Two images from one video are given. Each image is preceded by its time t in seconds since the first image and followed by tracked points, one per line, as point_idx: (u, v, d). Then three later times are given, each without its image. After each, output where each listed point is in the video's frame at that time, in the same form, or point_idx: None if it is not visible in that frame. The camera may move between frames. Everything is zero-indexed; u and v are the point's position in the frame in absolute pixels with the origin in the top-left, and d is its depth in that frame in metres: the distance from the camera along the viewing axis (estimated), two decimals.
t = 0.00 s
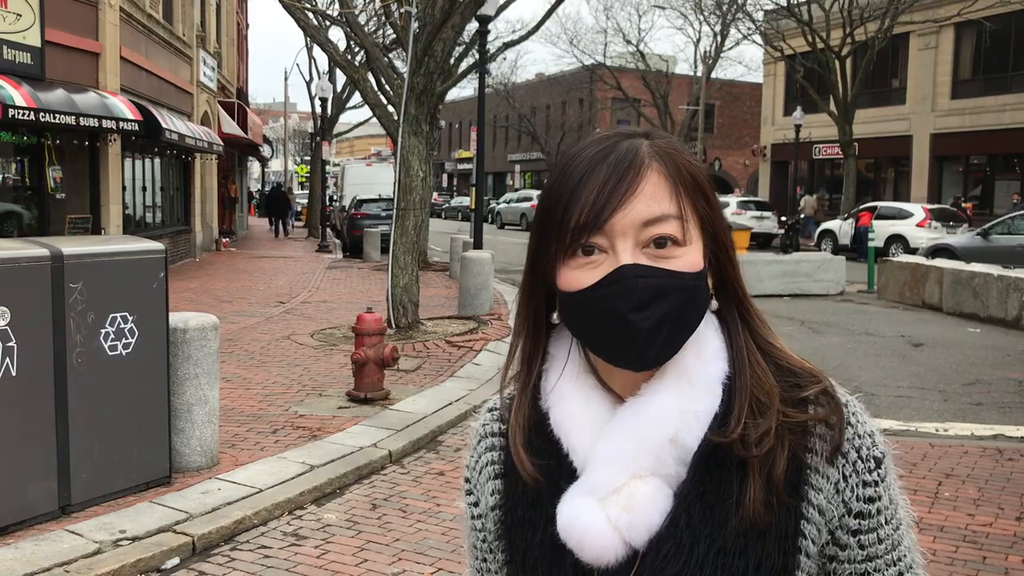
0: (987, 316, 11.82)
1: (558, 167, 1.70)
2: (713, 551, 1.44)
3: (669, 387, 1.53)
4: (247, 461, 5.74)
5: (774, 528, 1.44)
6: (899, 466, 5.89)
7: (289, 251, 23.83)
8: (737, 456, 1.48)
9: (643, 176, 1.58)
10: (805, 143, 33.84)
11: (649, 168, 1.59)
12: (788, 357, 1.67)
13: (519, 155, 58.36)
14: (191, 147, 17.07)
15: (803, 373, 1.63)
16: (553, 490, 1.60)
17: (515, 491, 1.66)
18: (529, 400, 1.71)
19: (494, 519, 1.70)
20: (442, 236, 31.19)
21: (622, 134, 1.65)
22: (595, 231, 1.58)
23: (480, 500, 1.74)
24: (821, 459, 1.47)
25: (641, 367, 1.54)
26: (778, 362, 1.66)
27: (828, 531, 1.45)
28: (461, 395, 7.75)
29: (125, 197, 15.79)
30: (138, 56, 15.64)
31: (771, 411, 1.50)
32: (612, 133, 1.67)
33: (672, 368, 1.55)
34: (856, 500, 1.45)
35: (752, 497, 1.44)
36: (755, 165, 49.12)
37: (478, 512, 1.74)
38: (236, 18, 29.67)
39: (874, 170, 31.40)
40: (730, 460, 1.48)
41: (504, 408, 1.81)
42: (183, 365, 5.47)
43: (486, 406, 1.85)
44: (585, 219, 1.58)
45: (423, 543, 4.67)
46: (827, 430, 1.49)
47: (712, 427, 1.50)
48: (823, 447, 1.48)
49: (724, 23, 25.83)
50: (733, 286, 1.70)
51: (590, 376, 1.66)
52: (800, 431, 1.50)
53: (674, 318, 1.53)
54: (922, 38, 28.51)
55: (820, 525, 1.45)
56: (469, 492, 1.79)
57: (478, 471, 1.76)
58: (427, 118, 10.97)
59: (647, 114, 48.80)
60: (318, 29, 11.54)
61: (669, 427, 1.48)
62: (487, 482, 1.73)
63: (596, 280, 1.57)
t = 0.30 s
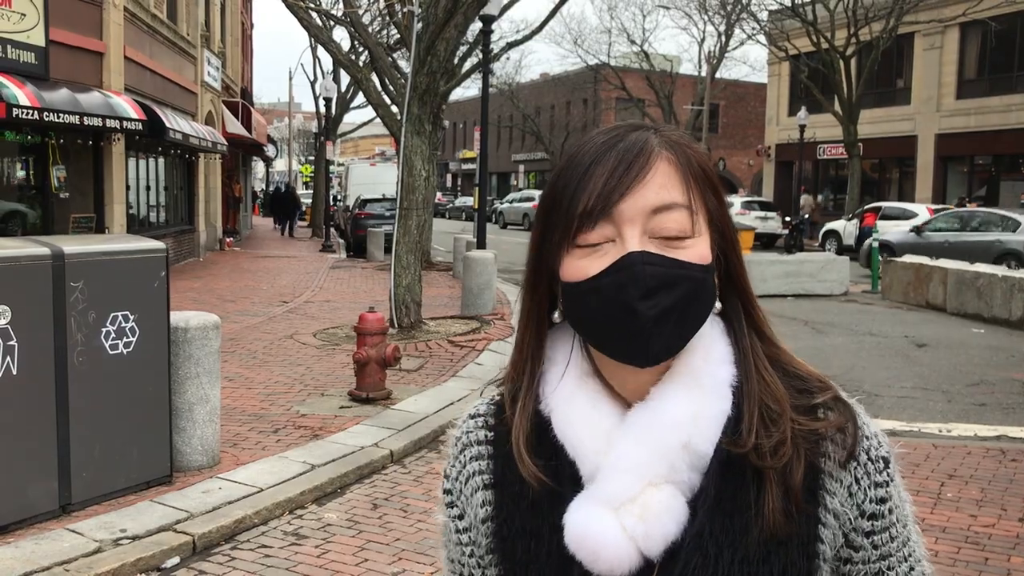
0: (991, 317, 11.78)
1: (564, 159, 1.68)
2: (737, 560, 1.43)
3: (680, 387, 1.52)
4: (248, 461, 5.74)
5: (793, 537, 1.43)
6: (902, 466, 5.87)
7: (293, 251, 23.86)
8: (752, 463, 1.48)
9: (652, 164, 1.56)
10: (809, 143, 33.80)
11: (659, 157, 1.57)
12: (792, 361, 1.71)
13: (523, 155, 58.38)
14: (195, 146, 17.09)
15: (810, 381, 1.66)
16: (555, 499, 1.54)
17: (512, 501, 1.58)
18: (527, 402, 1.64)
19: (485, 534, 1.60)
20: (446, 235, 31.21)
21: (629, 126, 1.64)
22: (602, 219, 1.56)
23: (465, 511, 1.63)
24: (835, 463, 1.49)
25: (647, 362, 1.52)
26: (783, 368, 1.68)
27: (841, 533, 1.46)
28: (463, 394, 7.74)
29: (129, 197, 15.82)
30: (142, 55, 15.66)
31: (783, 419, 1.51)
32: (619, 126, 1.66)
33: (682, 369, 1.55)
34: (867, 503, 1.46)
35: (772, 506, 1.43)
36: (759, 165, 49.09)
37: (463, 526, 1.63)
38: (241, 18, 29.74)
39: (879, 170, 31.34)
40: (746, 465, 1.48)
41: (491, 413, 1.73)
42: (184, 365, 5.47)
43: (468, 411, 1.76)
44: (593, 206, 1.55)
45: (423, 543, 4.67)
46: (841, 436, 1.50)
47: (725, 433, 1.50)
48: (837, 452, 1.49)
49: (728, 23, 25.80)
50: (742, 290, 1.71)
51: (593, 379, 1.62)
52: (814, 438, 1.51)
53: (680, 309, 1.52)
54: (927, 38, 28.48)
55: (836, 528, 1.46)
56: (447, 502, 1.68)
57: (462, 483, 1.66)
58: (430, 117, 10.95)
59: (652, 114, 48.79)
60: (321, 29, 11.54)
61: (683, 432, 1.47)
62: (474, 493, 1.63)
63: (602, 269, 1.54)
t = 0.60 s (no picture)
0: (991, 317, 11.79)
1: (562, 161, 1.68)
2: (751, 548, 1.44)
3: (685, 378, 1.54)
4: (247, 460, 5.74)
5: (803, 526, 1.46)
6: (901, 466, 5.88)
7: (293, 251, 23.87)
8: (759, 454, 1.50)
9: (653, 162, 1.58)
10: (809, 143, 33.83)
11: (659, 154, 1.59)
12: (791, 357, 1.74)
13: (523, 155, 58.38)
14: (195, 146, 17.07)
15: (810, 376, 1.71)
16: (559, 499, 1.53)
17: (515, 502, 1.54)
18: (527, 396, 1.61)
19: (483, 537, 1.56)
20: (446, 236, 31.21)
21: (627, 126, 1.65)
22: (604, 216, 1.56)
23: (456, 517, 1.59)
24: (839, 453, 1.53)
25: (649, 361, 1.51)
26: (783, 365, 1.71)
27: (843, 520, 1.50)
28: (461, 394, 7.74)
29: (128, 196, 15.82)
30: (141, 55, 15.64)
31: (790, 415, 1.54)
32: (617, 125, 1.67)
33: (685, 363, 1.56)
34: (866, 492, 1.50)
35: (785, 496, 1.45)
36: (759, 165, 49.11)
37: (454, 531, 1.59)
38: (240, 18, 29.72)
39: (879, 171, 31.34)
40: (755, 458, 1.50)
41: (483, 413, 1.68)
42: (184, 365, 5.48)
43: (457, 413, 1.72)
44: (595, 203, 1.56)
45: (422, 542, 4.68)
46: (844, 428, 1.56)
47: (733, 427, 1.52)
48: (840, 442, 1.54)
49: (728, 23, 25.79)
50: (741, 286, 1.72)
51: (595, 372, 1.61)
52: (819, 430, 1.55)
53: (683, 304, 1.52)
54: (927, 38, 28.47)
55: (839, 514, 1.50)
56: (436, 507, 1.63)
57: (454, 487, 1.60)
58: (430, 118, 10.94)
59: (652, 114, 48.83)
60: (320, 29, 11.53)
61: (692, 424, 1.49)
62: (469, 497, 1.58)
63: (604, 267, 1.54)
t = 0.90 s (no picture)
0: (983, 318, 11.85)
1: (570, 165, 1.70)
2: (754, 552, 1.46)
3: (690, 382, 1.56)
4: (243, 462, 5.75)
5: (806, 531, 1.47)
6: (895, 467, 5.90)
7: (286, 252, 23.88)
8: (763, 458, 1.52)
9: (660, 167, 1.60)
10: (801, 145, 33.97)
11: (666, 159, 1.60)
12: (796, 362, 1.75)
13: (517, 157, 58.45)
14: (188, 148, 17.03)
15: (814, 383, 1.72)
16: (564, 500, 1.54)
17: (519, 502, 1.55)
18: (533, 400, 1.63)
19: (488, 539, 1.57)
20: (440, 238, 31.20)
21: (635, 132, 1.67)
22: (612, 220, 1.58)
23: (462, 518, 1.60)
24: (842, 459, 1.54)
25: (656, 364, 1.54)
26: (789, 369, 1.73)
27: (846, 525, 1.51)
28: (457, 396, 7.75)
29: (122, 198, 15.81)
30: (135, 56, 15.60)
31: (794, 420, 1.55)
32: (625, 132, 1.69)
33: (691, 367, 1.58)
34: (870, 499, 1.51)
35: (787, 502, 1.47)
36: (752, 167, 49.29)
37: (459, 532, 1.61)
38: (234, 19, 29.71)
39: (871, 173, 31.47)
40: (759, 462, 1.52)
41: (490, 416, 1.70)
42: (180, 367, 5.48)
43: (462, 416, 1.73)
44: (602, 207, 1.58)
45: (418, 544, 4.69)
46: (848, 433, 1.56)
47: (737, 431, 1.53)
48: (842, 448, 1.55)
49: (721, 25, 25.87)
50: (747, 289, 1.74)
51: (602, 376, 1.62)
52: (822, 435, 1.56)
53: (690, 308, 1.54)
54: (919, 40, 28.58)
55: (842, 518, 1.51)
56: (443, 508, 1.64)
57: (460, 488, 1.62)
58: (424, 119, 10.95)
59: (645, 116, 48.97)
60: (314, 31, 11.53)
61: (697, 426, 1.50)
62: (474, 499, 1.60)
63: (612, 272, 1.56)
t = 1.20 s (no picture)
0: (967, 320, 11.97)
1: (582, 173, 1.74)
2: (763, 563, 1.45)
3: (705, 388, 1.56)
4: (233, 465, 5.73)
5: (818, 544, 1.45)
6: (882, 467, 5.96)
7: (271, 254, 23.77)
8: (776, 467, 1.51)
9: (669, 171, 1.62)
10: (785, 148, 34.18)
11: (675, 164, 1.63)
12: (821, 370, 1.73)
13: (502, 158, 58.50)
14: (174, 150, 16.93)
15: (840, 393, 1.68)
16: (576, 505, 1.57)
17: (533, 504, 1.60)
18: (553, 408, 1.67)
19: (505, 539, 1.62)
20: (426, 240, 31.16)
21: (648, 138, 1.70)
22: (623, 222, 1.60)
23: (483, 518, 1.66)
24: (860, 470, 1.51)
25: (671, 363, 1.53)
26: (809, 376, 1.71)
27: (865, 540, 1.48)
28: (446, 398, 7.76)
29: (107, 200, 15.70)
30: (119, 57, 15.49)
31: (808, 426, 1.53)
32: (638, 139, 1.72)
33: (705, 371, 1.58)
34: (891, 513, 1.48)
35: (795, 509, 1.46)
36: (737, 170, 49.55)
37: (481, 532, 1.67)
38: (219, 20, 29.53)
39: (854, 175, 31.70)
40: (771, 471, 1.51)
41: (513, 419, 1.75)
42: (169, 369, 5.46)
43: (489, 418, 1.79)
44: (612, 210, 1.61)
45: (410, 547, 4.69)
46: (868, 444, 1.53)
47: (749, 439, 1.53)
48: (862, 459, 1.52)
49: (705, 28, 25.98)
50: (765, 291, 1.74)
51: (618, 383, 1.65)
52: (839, 445, 1.53)
53: (703, 308, 1.53)
54: (902, 44, 28.78)
55: (860, 533, 1.48)
56: (466, 508, 1.71)
57: (482, 490, 1.68)
58: (412, 121, 10.94)
59: (630, 119, 49.15)
60: (302, 32, 11.50)
61: (707, 433, 1.51)
62: (494, 500, 1.65)
63: (624, 274, 1.58)
